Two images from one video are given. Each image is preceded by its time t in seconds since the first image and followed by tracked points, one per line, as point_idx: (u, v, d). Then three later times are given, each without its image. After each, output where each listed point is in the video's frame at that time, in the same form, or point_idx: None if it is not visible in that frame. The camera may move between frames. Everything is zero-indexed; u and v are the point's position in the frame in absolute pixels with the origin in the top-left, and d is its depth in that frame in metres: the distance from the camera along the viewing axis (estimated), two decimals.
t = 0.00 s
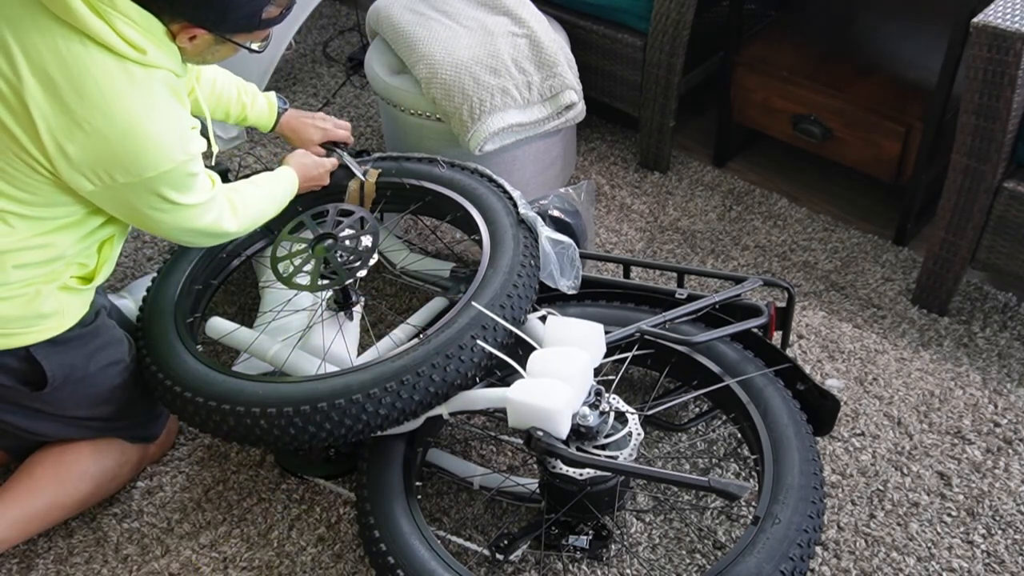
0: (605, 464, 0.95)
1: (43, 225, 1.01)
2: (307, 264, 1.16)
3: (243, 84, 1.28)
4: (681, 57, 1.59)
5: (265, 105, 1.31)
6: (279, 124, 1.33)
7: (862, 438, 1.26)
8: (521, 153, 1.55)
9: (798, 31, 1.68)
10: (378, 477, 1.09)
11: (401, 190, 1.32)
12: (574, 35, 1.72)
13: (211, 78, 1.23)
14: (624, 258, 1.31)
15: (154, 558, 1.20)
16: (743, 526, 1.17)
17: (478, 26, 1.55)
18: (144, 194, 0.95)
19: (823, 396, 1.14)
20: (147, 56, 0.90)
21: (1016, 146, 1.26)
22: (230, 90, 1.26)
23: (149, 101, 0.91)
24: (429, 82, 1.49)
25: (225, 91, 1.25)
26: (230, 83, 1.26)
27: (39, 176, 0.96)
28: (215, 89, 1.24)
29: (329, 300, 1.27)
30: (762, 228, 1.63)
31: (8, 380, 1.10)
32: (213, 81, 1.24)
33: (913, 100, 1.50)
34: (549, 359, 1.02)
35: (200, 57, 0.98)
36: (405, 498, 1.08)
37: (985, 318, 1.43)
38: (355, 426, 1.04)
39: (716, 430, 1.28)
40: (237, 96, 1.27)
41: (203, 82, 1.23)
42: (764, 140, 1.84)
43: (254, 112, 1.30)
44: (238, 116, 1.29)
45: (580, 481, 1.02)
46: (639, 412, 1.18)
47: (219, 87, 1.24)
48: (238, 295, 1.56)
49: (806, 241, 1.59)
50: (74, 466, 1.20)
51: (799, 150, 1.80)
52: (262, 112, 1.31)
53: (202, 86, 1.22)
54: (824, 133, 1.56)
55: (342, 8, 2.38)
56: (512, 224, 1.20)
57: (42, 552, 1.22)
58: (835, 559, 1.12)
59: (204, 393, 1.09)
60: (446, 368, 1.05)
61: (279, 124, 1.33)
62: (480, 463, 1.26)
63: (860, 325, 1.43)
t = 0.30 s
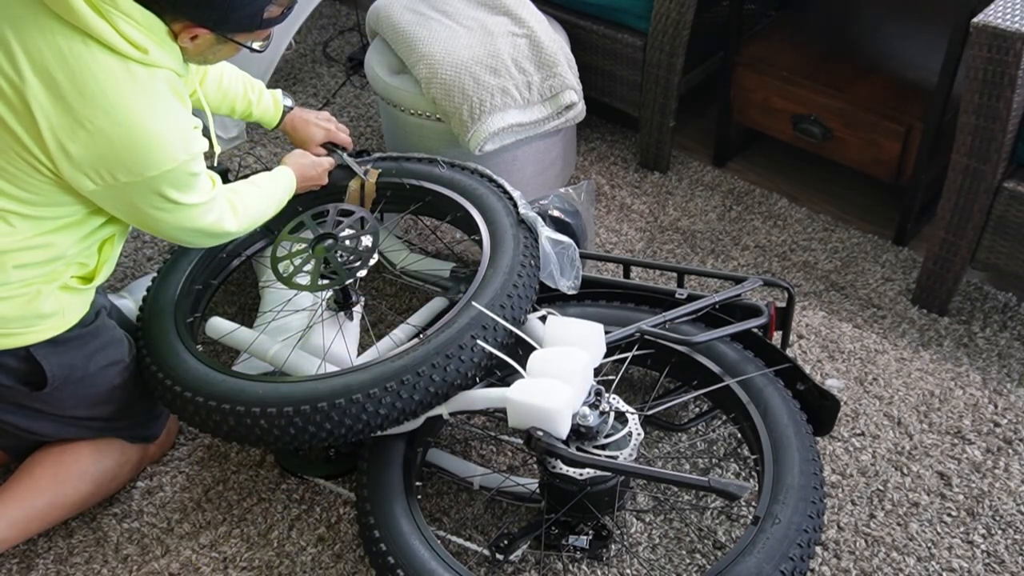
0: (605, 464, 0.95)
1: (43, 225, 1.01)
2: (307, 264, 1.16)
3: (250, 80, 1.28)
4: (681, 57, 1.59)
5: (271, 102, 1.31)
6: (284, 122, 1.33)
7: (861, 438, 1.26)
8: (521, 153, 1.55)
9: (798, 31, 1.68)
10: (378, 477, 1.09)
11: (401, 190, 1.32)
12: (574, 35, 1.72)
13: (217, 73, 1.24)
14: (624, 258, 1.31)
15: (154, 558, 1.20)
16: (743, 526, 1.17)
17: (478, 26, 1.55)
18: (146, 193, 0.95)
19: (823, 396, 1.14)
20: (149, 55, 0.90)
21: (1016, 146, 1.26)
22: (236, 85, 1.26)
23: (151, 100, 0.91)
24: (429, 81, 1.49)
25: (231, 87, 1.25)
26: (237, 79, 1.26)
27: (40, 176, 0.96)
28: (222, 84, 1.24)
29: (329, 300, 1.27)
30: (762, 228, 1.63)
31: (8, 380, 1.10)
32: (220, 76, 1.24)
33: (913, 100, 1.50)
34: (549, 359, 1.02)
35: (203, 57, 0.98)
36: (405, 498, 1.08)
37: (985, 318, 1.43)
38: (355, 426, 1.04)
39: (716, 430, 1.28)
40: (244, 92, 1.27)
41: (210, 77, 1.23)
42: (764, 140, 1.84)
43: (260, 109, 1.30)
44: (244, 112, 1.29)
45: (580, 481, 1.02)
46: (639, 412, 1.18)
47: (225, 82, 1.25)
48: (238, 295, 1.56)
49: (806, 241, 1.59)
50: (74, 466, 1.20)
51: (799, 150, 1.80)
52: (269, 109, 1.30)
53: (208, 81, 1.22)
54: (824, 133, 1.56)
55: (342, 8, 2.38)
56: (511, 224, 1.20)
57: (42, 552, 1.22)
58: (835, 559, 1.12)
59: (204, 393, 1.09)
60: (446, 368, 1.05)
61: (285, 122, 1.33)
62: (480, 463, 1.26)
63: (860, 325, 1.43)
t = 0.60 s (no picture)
0: (605, 464, 0.95)
1: (42, 224, 1.01)
2: (307, 264, 1.16)
3: (250, 72, 1.29)
4: (681, 57, 1.59)
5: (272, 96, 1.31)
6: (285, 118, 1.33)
7: (862, 438, 1.26)
8: (521, 153, 1.55)
9: (798, 31, 1.68)
10: (378, 477, 1.09)
11: (401, 190, 1.32)
12: (574, 35, 1.72)
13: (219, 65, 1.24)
14: (624, 258, 1.31)
15: (154, 558, 1.20)
16: (743, 526, 1.17)
17: (478, 27, 1.55)
18: (145, 191, 0.95)
19: (823, 396, 1.14)
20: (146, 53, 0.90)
21: (1016, 146, 1.26)
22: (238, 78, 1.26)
23: (150, 98, 0.91)
24: (429, 82, 1.49)
25: (231, 79, 1.25)
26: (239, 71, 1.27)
27: (39, 175, 0.96)
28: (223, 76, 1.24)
29: (329, 300, 1.27)
30: (762, 228, 1.63)
31: (8, 381, 1.10)
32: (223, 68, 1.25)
33: (913, 100, 1.50)
34: (549, 359, 1.02)
35: (202, 54, 0.98)
36: (405, 498, 1.08)
37: (985, 318, 1.43)
38: (355, 426, 1.04)
39: (716, 430, 1.28)
40: (246, 84, 1.27)
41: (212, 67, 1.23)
42: (764, 140, 1.84)
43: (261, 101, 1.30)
44: (243, 105, 1.29)
45: (580, 481, 1.02)
46: (639, 412, 1.18)
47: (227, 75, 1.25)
48: (238, 295, 1.56)
49: (806, 241, 1.59)
50: (74, 467, 1.20)
51: (800, 150, 1.80)
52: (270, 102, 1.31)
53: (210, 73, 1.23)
54: (824, 133, 1.56)
55: (342, 8, 2.38)
56: (511, 224, 1.20)
57: (42, 552, 1.22)
58: (835, 559, 1.12)
59: (204, 393, 1.09)
60: (446, 368, 1.05)
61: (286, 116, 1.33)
62: (481, 463, 1.26)
63: (860, 325, 1.43)
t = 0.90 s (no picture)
0: (605, 464, 0.95)
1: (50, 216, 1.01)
2: (307, 264, 1.16)
3: (250, 70, 1.29)
4: (681, 57, 1.59)
5: (272, 92, 1.31)
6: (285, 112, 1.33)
7: (862, 439, 1.26)
8: (521, 152, 1.55)
9: (799, 31, 1.68)
10: (378, 477, 1.09)
11: (401, 190, 1.32)
12: (574, 36, 1.72)
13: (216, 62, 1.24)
14: (624, 258, 1.31)
15: (154, 558, 1.19)
16: (743, 526, 1.17)
17: (478, 26, 1.55)
18: (167, 168, 0.96)
19: (823, 396, 1.14)
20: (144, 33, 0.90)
21: (1016, 146, 1.26)
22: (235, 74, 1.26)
23: (156, 77, 0.91)
24: (429, 81, 1.49)
25: (231, 75, 1.26)
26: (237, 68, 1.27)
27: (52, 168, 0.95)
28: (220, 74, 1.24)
29: (328, 300, 1.26)
30: (762, 228, 1.63)
31: (8, 382, 1.10)
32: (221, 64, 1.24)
33: (913, 100, 1.50)
34: (549, 359, 1.02)
35: (193, 35, 0.97)
36: (405, 498, 1.08)
37: (985, 318, 1.43)
38: (355, 426, 1.04)
39: (716, 430, 1.28)
40: (245, 82, 1.27)
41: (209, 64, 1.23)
42: (764, 140, 1.84)
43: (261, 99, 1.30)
44: (243, 102, 1.29)
45: (580, 481, 1.02)
46: (639, 412, 1.18)
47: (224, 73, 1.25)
48: (238, 295, 1.56)
49: (806, 241, 1.59)
50: (76, 466, 1.20)
51: (800, 150, 1.80)
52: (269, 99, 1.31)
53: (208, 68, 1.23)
54: (824, 133, 1.56)
55: (342, 8, 2.38)
56: (511, 224, 1.20)
57: (42, 552, 1.22)
58: (835, 559, 1.12)
59: (204, 393, 1.09)
60: (446, 368, 1.05)
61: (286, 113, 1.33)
62: (481, 462, 1.26)
63: (860, 325, 1.43)
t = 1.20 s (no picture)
0: (605, 464, 0.95)
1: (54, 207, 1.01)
2: (307, 264, 1.16)
3: (255, 66, 1.29)
4: (681, 57, 1.59)
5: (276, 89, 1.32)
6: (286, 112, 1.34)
7: (862, 439, 1.26)
8: (521, 152, 1.55)
9: (799, 31, 1.68)
10: (378, 477, 1.10)
11: (401, 190, 1.32)
12: (574, 35, 1.72)
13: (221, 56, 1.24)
14: (624, 258, 1.31)
15: (154, 558, 1.20)
16: (743, 526, 1.17)
17: (478, 26, 1.55)
18: (173, 154, 0.96)
19: (823, 396, 1.14)
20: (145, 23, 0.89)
21: (1016, 146, 1.26)
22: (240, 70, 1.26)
23: (160, 65, 0.91)
24: (429, 81, 1.49)
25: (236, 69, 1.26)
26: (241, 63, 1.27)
27: (56, 160, 0.95)
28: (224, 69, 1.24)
29: (328, 300, 1.26)
30: (762, 228, 1.63)
31: (9, 382, 1.10)
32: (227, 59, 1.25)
33: (913, 99, 1.50)
34: (549, 359, 1.02)
35: (191, 29, 0.98)
36: (405, 498, 1.08)
37: (985, 318, 1.43)
38: (355, 426, 1.04)
39: (716, 430, 1.28)
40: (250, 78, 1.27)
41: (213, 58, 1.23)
42: (764, 139, 1.84)
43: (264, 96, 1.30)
44: (246, 97, 1.29)
45: (580, 481, 1.02)
46: (639, 412, 1.18)
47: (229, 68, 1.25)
48: (238, 295, 1.56)
49: (806, 241, 1.59)
50: (76, 466, 1.19)
51: (800, 150, 1.80)
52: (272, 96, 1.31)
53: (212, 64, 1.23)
54: (824, 133, 1.56)
55: (342, 8, 2.38)
56: (511, 224, 1.20)
57: (42, 552, 1.22)
58: (835, 559, 1.12)
59: (205, 393, 1.09)
60: (446, 368, 1.05)
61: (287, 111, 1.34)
62: (481, 462, 1.26)
63: (860, 325, 1.43)
